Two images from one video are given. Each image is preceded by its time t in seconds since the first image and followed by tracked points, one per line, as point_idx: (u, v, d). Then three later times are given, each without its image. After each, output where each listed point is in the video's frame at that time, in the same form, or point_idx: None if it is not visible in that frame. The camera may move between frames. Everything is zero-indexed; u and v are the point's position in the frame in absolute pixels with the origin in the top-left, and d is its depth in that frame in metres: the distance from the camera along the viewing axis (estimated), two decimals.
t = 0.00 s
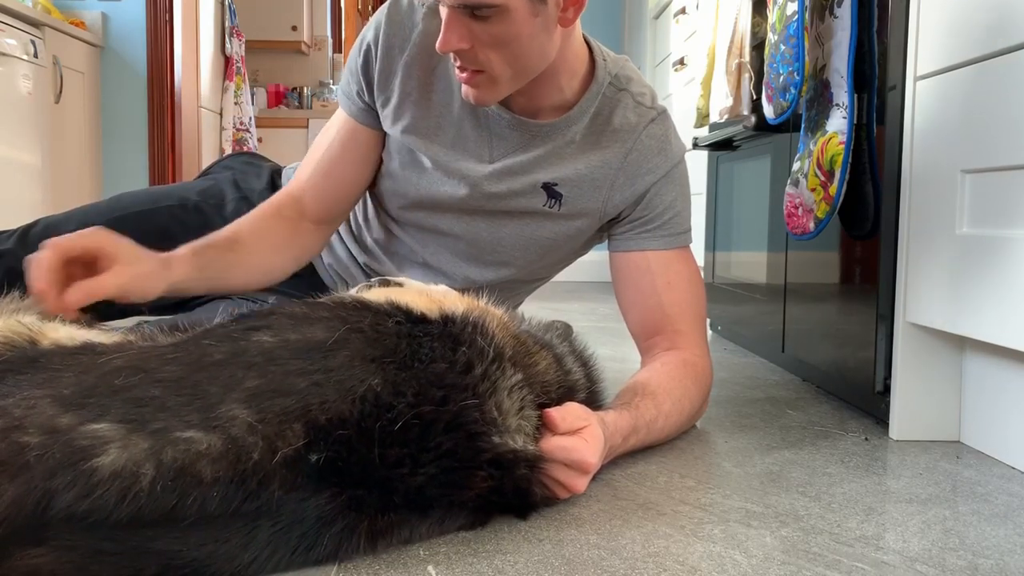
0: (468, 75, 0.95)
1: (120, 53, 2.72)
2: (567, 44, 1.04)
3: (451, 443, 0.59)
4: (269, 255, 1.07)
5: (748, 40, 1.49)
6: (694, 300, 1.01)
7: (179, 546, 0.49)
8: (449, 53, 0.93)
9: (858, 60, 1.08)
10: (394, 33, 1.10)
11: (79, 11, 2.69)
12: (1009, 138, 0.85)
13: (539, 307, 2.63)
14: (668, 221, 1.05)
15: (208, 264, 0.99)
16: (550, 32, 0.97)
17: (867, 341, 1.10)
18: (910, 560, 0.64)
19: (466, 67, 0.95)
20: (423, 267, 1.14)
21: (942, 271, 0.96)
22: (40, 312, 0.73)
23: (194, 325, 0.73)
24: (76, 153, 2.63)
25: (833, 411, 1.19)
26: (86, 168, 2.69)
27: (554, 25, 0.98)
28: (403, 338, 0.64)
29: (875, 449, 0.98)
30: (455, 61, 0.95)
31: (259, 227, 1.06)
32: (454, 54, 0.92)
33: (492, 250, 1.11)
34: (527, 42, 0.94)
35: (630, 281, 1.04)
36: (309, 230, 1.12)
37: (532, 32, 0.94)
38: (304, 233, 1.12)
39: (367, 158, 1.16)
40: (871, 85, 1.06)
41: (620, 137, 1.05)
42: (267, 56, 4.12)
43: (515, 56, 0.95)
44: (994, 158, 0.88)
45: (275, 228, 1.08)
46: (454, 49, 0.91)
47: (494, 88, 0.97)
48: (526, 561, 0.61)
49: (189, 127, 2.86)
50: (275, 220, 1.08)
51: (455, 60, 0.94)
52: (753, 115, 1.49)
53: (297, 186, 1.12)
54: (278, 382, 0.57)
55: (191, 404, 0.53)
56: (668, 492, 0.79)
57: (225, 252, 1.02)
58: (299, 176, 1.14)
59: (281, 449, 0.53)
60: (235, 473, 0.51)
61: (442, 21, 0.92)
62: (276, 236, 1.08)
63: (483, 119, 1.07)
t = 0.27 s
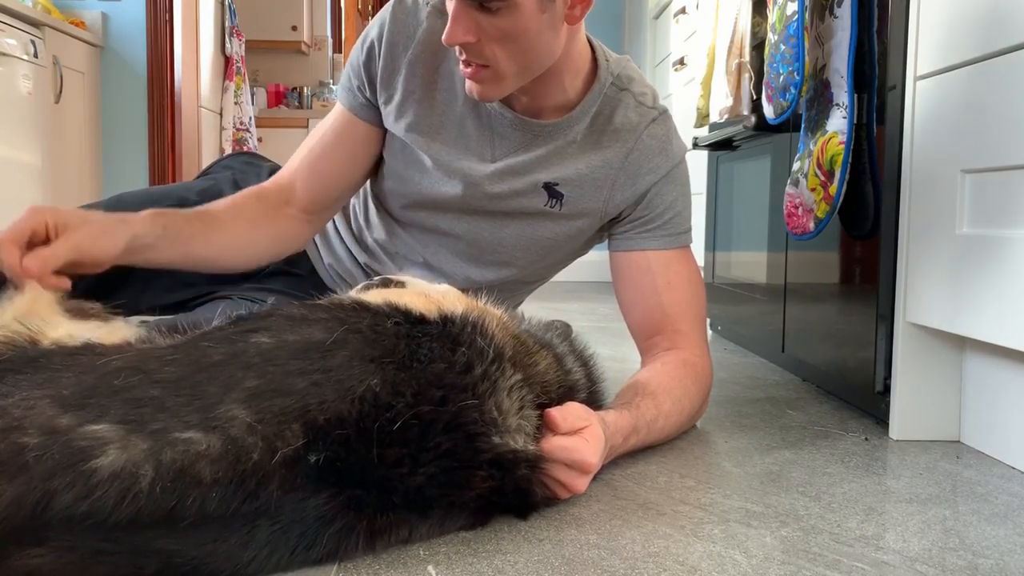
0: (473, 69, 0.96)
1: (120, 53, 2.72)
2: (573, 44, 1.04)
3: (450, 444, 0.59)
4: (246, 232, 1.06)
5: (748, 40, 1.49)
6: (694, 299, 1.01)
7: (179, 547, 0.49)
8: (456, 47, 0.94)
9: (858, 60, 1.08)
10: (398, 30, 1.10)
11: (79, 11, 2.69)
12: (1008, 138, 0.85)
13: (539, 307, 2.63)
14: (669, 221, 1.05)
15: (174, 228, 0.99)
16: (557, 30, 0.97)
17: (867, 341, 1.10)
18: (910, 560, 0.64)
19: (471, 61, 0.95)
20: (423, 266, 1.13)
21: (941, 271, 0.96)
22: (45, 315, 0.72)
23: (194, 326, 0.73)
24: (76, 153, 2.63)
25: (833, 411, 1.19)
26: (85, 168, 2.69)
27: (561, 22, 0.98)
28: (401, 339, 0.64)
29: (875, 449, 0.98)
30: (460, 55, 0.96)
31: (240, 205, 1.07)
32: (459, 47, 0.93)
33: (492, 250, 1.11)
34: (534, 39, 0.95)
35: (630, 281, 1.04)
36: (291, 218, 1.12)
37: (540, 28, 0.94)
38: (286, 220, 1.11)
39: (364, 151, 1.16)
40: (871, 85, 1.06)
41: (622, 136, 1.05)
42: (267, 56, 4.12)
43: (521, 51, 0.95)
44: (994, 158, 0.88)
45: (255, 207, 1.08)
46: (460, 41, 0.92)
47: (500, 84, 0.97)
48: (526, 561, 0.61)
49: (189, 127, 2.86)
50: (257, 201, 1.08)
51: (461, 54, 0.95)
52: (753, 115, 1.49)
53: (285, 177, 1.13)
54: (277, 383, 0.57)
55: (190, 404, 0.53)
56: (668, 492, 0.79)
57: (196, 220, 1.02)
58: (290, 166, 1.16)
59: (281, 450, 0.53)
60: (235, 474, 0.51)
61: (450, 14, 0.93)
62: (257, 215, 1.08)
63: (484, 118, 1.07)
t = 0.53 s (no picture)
0: (477, 63, 0.96)
1: (120, 53, 2.72)
2: (576, 43, 1.04)
3: (450, 443, 0.59)
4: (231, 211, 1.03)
5: (748, 40, 1.49)
6: (694, 299, 1.02)
7: (179, 546, 0.49)
8: (461, 39, 0.94)
9: (858, 60, 1.08)
10: (402, 28, 1.11)
11: (79, 11, 2.69)
12: (1008, 138, 0.85)
13: (539, 307, 2.63)
14: (669, 221, 1.05)
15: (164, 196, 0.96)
16: (563, 26, 0.97)
17: (867, 341, 1.10)
18: (910, 560, 0.64)
19: (476, 54, 0.95)
20: (423, 266, 1.13)
21: (941, 270, 0.96)
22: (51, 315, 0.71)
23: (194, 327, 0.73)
24: (76, 153, 2.63)
25: (833, 411, 1.19)
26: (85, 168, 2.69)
27: (567, 19, 0.98)
28: (400, 339, 0.65)
29: (875, 449, 0.98)
30: (465, 49, 0.96)
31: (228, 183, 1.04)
32: (465, 39, 0.93)
33: (492, 250, 1.11)
34: (540, 33, 0.94)
35: (630, 281, 1.04)
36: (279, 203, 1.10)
37: (547, 23, 0.94)
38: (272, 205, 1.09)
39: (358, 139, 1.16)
40: (871, 85, 1.06)
41: (622, 136, 1.05)
42: (267, 56, 4.12)
43: (527, 46, 0.95)
44: (994, 158, 0.88)
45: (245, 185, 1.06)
46: (466, 34, 0.92)
47: (505, 78, 0.97)
48: (526, 561, 0.61)
49: (189, 127, 2.86)
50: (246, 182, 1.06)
51: (466, 47, 0.95)
52: (753, 115, 1.49)
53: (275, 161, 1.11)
54: (277, 382, 0.57)
55: (191, 403, 0.53)
56: (668, 492, 0.79)
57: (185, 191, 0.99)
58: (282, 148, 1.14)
59: (281, 449, 0.53)
60: (235, 473, 0.51)
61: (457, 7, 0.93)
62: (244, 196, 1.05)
63: (484, 116, 1.07)
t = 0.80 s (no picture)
0: (479, 58, 0.95)
1: (120, 53, 2.72)
2: (579, 44, 1.05)
3: (450, 442, 0.59)
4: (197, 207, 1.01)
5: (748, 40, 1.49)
6: (694, 299, 1.02)
7: (179, 545, 0.49)
8: (466, 32, 0.94)
9: (858, 60, 1.08)
10: (408, 24, 1.10)
11: (79, 11, 2.69)
12: (1008, 138, 0.85)
13: (538, 307, 2.63)
14: (670, 221, 1.05)
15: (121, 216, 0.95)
16: (567, 25, 0.98)
17: (867, 341, 1.10)
18: (910, 560, 0.64)
19: (479, 49, 0.95)
20: (423, 266, 1.13)
21: (942, 270, 0.96)
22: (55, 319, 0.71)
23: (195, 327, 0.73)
24: (76, 153, 2.63)
25: (833, 411, 1.19)
26: (85, 168, 2.69)
27: (572, 18, 0.98)
28: (400, 338, 0.65)
29: (875, 449, 0.98)
30: (468, 43, 0.96)
31: (197, 177, 1.02)
32: (469, 31, 0.93)
33: (493, 250, 1.10)
34: (545, 29, 0.95)
35: (630, 281, 1.04)
36: (254, 192, 1.08)
37: (551, 20, 0.95)
38: (246, 195, 1.07)
39: (337, 126, 1.12)
40: (871, 85, 1.06)
41: (623, 136, 1.05)
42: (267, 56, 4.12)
43: (531, 42, 0.95)
44: (994, 157, 0.88)
45: (215, 182, 1.04)
46: (470, 26, 0.92)
47: (506, 74, 0.97)
48: (526, 561, 0.61)
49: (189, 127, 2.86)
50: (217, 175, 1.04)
51: (470, 41, 0.95)
52: (753, 115, 1.49)
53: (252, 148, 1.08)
54: (277, 381, 0.57)
55: (191, 403, 0.53)
56: (668, 492, 0.79)
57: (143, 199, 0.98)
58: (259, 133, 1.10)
59: (281, 448, 0.53)
60: (234, 472, 0.51)
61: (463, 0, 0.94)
62: (214, 189, 1.03)
63: (486, 116, 1.07)
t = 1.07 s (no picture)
0: (481, 54, 0.96)
1: (120, 54, 2.72)
2: (581, 44, 1.05)
3: (450, 443, 0.59)
4: (196, 186, 0.99)
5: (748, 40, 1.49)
6: (694, 299, 1.02)
7: (179, 546, 0.49)
8: (467, 28, 0.94)
9: (858, 60, 1.08)
10: (409, 20, 1.10)
11: (79, 11, 2.69)
12: (1008, 138, 0.85)
13: (538, 307, 2.63)
14: (671, 221, 1.05)
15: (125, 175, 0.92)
16: (570, 24, 0.97)
17: (867, 341, 1.10)
18: (910, 560, 0.64)
19: (481, 45, 0.95)
20: (423, 267, 1.12)
21: (942, 269, 0.96)
22: (49, 314, 0.72)
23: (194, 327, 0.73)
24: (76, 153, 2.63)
25: (833, 411, 1.19)
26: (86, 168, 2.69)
27: (575, 18, 0.98)
28: (401, 338, 0.65)
29: (875, 449, 0.98)
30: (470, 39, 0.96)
31: (197, 158, 1.01)
32: (471, 28, 0.93)
33: (493, 250, 1.10)
34: (547, 28, 0.95)
35: (631, 281, 1.04)
36: (250, 181, 1.07)
37: (554, 19, 0.95)
38: (243, 183, 1.06)
39: (336, 118, 1.12)
40: (871, 85, 1.06)
41: (624, 136, 1.05)
42: (267, 56, 4.12)
43: (533, 40, 0.95)
44: (993, 157, 0.88)
45: (212, 163, 1.02)
46: (472, 22, 0.92)
47: (506, 71, 0.97)
48: (526, 561, 0.61)
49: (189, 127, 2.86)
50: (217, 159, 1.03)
51: (472, 37, 0.95)
52: (753, 115, 1.49)
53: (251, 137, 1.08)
54: (277, 382, 0.57)
55: (190, 403, 0.53)
56: (668, 492, 0.79)
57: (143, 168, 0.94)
58: (256, 126, 1.10)
59: (281, 448, 0.53)
60: (234, 473, 0.51)
61: None
62: (213, 173, 1.02)
63: (487, 115, 1.07)
